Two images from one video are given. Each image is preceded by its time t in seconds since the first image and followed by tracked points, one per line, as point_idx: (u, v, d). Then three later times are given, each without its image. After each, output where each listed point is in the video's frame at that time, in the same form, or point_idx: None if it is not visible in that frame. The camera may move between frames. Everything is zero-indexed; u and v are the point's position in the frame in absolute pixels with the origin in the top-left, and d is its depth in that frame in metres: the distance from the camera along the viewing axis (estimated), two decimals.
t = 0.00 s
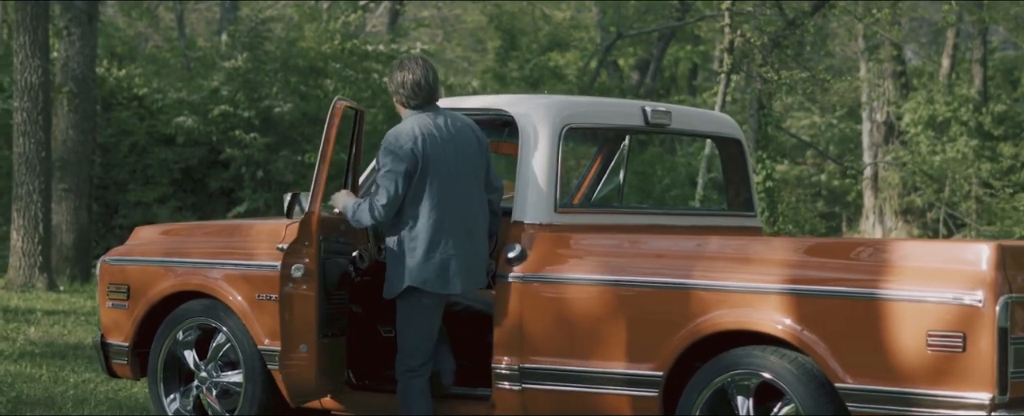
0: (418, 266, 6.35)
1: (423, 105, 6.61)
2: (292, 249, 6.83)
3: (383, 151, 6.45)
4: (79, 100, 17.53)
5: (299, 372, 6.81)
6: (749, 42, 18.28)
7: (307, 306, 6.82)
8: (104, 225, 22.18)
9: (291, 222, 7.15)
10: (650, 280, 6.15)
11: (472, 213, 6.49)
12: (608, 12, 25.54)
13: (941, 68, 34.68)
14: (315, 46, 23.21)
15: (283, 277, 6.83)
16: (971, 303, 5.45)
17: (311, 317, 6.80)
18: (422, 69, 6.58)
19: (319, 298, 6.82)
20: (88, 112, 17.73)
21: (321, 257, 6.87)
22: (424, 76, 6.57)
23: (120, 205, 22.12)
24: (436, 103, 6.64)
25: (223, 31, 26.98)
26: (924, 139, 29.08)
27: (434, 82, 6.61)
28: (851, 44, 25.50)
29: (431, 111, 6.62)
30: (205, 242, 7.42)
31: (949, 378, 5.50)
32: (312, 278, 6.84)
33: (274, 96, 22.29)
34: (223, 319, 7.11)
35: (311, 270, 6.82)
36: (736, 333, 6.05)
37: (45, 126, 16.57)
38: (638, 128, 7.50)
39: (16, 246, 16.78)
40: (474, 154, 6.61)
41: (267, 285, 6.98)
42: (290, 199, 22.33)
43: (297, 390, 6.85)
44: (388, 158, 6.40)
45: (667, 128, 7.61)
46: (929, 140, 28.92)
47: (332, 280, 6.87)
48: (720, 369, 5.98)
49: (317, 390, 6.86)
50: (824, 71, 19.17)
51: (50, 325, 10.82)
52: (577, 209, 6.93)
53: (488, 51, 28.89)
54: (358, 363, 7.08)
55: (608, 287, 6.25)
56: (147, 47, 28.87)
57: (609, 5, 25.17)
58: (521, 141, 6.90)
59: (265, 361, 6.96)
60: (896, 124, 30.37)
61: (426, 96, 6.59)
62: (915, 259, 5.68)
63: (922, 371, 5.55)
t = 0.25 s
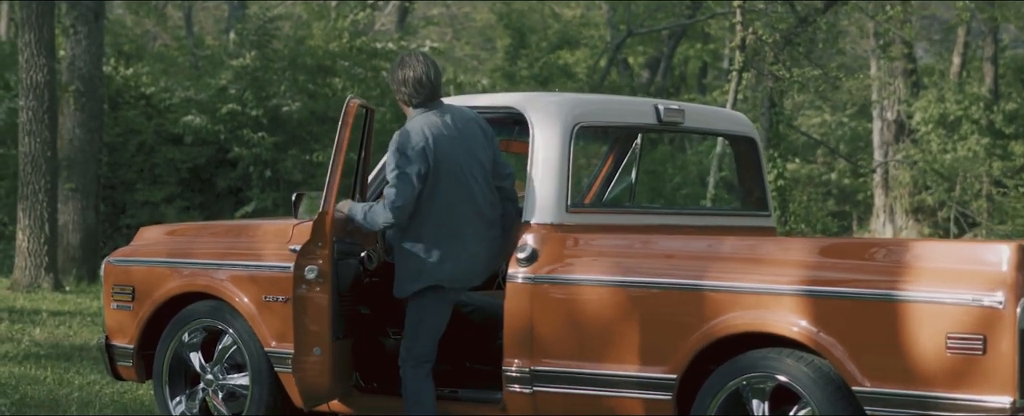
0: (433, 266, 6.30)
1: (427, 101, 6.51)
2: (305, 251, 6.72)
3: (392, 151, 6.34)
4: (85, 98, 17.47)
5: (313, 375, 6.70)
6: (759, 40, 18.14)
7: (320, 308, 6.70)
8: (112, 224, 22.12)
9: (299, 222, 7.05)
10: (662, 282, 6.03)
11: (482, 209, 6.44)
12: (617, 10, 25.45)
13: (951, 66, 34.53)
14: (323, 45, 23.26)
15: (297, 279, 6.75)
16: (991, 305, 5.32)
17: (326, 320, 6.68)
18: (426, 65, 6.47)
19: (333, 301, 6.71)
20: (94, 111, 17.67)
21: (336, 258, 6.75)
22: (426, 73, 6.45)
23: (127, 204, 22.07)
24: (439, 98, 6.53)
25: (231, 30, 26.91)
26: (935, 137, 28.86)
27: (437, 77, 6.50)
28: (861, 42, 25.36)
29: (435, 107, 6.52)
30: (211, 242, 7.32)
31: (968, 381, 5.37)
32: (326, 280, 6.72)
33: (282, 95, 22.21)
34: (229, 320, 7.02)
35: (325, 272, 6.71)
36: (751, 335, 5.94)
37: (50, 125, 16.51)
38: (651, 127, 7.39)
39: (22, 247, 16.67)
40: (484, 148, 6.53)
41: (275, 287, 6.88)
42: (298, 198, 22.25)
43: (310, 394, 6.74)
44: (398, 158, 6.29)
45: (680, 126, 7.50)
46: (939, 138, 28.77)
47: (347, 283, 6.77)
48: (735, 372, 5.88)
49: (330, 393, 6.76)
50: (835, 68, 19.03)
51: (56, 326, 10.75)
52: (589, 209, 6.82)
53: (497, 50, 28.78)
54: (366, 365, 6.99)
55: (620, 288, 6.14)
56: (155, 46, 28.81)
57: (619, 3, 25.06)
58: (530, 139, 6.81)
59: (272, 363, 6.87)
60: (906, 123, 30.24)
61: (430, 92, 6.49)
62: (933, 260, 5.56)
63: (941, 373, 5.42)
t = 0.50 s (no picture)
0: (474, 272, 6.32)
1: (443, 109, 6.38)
2: (318, 250, 6.62)
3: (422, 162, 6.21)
4: (90, 96, 17.38)
5: (327, 376, 6.58)
6: (771, 38, 17.97)
7: (334, 308, 6.60)
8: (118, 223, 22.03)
9: (308, 220, 6.94)
10: (677, 281, 5.91)
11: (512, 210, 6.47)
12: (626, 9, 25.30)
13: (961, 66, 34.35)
14: (331, 43, 23.19)
15: (308, 278, 6.63)
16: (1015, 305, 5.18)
17: (339, 320, 6.58)
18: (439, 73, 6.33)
19: (347, 300, 6.62)
20: (100, 109, 17.59)
21: (348, 257, 6.66)
22: (440, 82, 6.31)
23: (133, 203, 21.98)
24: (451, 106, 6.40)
25: (239, 28, 26.82)
26: (945, 137, 28.69)
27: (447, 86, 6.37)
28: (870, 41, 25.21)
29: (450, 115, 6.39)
30: (218, 241, 7.22)
31: (991, 383, 5.24)
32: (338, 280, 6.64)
33: (289, 93, 22.11)
34: (235, 320, 6.91)
35: (338, 271, 6.63)
36: (768, 336, 5.82)
37: (56, 123, 16.42)
38: (664, 124, 7.26)
39: (26, 245, 16.56)
40: (501, 148, 6.49)
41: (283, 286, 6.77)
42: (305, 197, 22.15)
43: (323, 395, 6.61)
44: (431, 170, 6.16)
45: (695, 123, 7.37)
46: (949, 138, 28.60)
47: (360, 283, 6.68)
48: (752, 373, 5.76)
49: (342, 395, 6.64)
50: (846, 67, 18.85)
51: (60, 325, 10.65)
52: (602, 207, 6.71)
53: (504, 49, 28.66)
54: (375, 367, 6.87)
55: (634, 287, 6.02)
56: (162, 44, 28.73)
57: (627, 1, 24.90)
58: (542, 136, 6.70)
59: (280, 364, 6.76)
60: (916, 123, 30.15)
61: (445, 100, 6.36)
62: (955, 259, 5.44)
63: (963, 375, 5.29)
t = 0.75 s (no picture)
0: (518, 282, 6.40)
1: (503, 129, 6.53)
2: (337, 246, 6.54)
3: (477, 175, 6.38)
4: (97, 88, 17.29)
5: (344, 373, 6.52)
6: (783, 30, 17.77)
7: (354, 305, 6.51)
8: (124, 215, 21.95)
9: (318, 215, 6.86)
10: (694, 277, 5.82)
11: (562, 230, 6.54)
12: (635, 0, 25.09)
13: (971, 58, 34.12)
14: (340, 34, 22.97)
15: (326, 276, 6.55)
16: None
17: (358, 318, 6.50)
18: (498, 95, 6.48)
19: (365, 296, 6.52)
20: (107, 100, 17.50)
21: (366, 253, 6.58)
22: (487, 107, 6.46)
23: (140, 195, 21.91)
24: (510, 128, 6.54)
25: (246, 19, 26.68)
26: (956, 130, 28.51)
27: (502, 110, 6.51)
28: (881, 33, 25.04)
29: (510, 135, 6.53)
30: (227, 235, 7.13)
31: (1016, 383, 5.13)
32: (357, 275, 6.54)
33: (297, 84, 22.00)
34: (245, 315, 6.82)
35: (356, 267, 6.53)
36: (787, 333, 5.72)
37: (62, 115, 16.33)
38: (682, 116, 7.17)
39: (33, 238, 16.49)
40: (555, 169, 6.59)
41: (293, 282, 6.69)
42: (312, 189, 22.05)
43: (340, 393, 6.56)
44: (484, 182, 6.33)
45: (711, 116, 7.28)
46: (960, 131, 28.41)
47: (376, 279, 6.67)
48: (771, 371, 5.67)
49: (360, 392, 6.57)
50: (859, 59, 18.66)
51: (67, 319, 10.57)
52: (617, 200, 6.59)
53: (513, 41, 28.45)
54: (387, 364, 6.79)
55: (650, 283, 5.93)
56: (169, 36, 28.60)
57: None
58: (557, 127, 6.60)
59: (291, 360, 6.68)
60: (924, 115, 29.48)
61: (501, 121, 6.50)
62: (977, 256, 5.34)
63: (988, 375, 5.19)
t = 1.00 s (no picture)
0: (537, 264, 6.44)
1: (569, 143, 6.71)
2: (372, 241, 6.29)
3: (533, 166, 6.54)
4: (103, 74, 17.20)
5: (378, 369, 6.37)
6: (793, 18, 17.58)
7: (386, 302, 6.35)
8: (129, 202, 21.87)
9: (328, 206, 6.76)
10: (711, 270, 5.73)
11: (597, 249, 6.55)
12: None
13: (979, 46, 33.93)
14: (346, 21, 22.83)
15: (359, 270, 6.31)
16: None
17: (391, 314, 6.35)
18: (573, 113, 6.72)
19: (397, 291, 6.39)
20: (113, 87, 17.41)
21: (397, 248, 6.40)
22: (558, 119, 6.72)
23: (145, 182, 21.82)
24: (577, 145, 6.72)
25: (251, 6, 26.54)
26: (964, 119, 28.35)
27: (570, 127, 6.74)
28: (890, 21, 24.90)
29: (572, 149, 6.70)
30: (234, 226, 7.05)
31: None
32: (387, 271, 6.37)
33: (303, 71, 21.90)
34: (253, 307, 6.74)
35: (390, 263, 6.35)
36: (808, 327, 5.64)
37: (67, 102, 16.24)
38: (697, 107, 7.07)
39: (38, 226, 16.42)
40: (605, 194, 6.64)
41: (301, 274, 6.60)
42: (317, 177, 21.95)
43: (372, 389, 6.41)
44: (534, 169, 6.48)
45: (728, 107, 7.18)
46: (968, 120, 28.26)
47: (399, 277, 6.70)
48: (792, 365, 5.58)
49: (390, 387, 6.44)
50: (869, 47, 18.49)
51: (73, 307, 10.48)
52: (631, 192, 6.47)
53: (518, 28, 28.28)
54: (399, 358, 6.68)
55: (667, 276, 5.83)
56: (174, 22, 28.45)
57: None
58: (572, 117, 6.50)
59: (299, 353, 6.60)
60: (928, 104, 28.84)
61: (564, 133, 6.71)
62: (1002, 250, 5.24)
63: (1014, 371, 5.08)
